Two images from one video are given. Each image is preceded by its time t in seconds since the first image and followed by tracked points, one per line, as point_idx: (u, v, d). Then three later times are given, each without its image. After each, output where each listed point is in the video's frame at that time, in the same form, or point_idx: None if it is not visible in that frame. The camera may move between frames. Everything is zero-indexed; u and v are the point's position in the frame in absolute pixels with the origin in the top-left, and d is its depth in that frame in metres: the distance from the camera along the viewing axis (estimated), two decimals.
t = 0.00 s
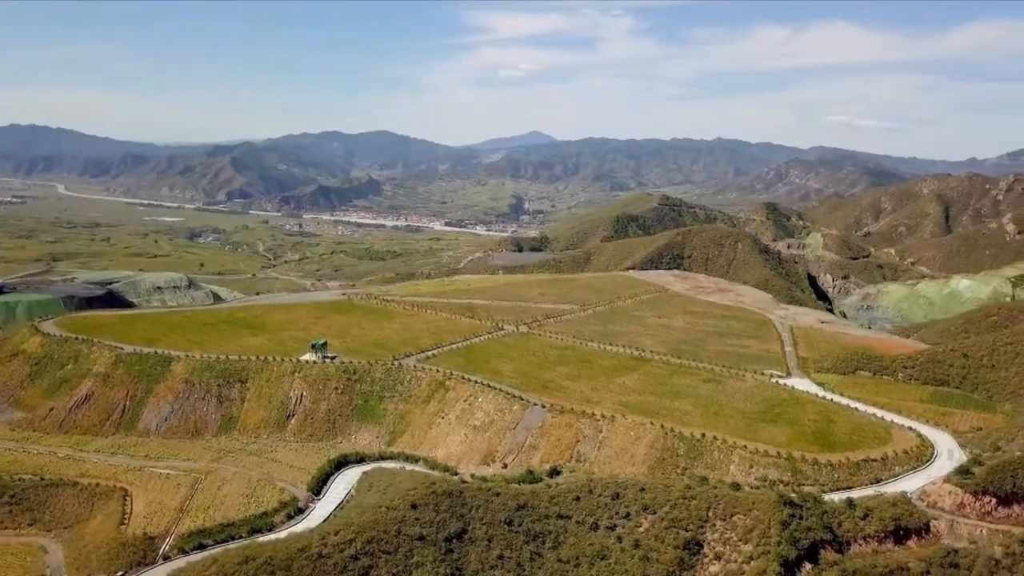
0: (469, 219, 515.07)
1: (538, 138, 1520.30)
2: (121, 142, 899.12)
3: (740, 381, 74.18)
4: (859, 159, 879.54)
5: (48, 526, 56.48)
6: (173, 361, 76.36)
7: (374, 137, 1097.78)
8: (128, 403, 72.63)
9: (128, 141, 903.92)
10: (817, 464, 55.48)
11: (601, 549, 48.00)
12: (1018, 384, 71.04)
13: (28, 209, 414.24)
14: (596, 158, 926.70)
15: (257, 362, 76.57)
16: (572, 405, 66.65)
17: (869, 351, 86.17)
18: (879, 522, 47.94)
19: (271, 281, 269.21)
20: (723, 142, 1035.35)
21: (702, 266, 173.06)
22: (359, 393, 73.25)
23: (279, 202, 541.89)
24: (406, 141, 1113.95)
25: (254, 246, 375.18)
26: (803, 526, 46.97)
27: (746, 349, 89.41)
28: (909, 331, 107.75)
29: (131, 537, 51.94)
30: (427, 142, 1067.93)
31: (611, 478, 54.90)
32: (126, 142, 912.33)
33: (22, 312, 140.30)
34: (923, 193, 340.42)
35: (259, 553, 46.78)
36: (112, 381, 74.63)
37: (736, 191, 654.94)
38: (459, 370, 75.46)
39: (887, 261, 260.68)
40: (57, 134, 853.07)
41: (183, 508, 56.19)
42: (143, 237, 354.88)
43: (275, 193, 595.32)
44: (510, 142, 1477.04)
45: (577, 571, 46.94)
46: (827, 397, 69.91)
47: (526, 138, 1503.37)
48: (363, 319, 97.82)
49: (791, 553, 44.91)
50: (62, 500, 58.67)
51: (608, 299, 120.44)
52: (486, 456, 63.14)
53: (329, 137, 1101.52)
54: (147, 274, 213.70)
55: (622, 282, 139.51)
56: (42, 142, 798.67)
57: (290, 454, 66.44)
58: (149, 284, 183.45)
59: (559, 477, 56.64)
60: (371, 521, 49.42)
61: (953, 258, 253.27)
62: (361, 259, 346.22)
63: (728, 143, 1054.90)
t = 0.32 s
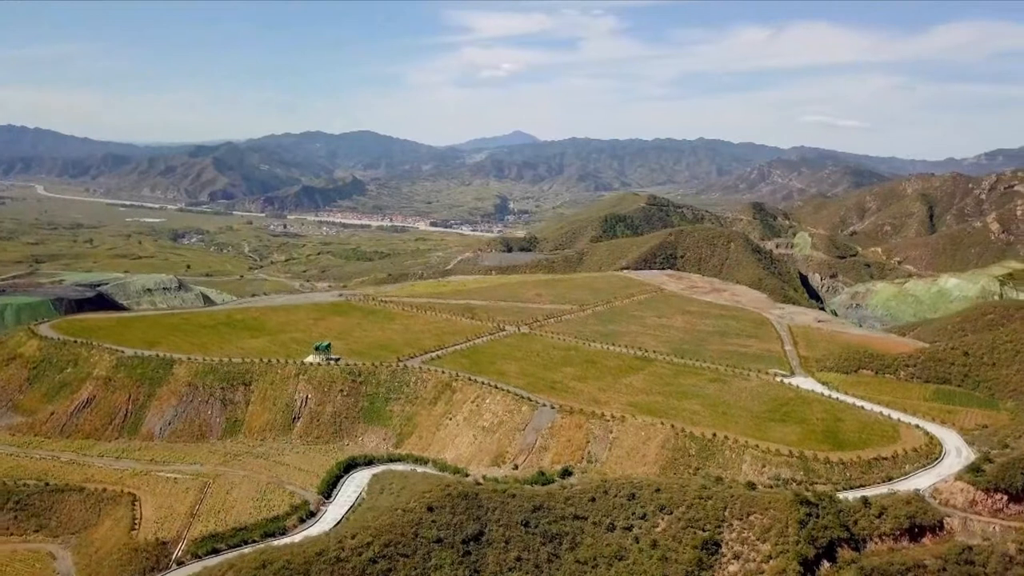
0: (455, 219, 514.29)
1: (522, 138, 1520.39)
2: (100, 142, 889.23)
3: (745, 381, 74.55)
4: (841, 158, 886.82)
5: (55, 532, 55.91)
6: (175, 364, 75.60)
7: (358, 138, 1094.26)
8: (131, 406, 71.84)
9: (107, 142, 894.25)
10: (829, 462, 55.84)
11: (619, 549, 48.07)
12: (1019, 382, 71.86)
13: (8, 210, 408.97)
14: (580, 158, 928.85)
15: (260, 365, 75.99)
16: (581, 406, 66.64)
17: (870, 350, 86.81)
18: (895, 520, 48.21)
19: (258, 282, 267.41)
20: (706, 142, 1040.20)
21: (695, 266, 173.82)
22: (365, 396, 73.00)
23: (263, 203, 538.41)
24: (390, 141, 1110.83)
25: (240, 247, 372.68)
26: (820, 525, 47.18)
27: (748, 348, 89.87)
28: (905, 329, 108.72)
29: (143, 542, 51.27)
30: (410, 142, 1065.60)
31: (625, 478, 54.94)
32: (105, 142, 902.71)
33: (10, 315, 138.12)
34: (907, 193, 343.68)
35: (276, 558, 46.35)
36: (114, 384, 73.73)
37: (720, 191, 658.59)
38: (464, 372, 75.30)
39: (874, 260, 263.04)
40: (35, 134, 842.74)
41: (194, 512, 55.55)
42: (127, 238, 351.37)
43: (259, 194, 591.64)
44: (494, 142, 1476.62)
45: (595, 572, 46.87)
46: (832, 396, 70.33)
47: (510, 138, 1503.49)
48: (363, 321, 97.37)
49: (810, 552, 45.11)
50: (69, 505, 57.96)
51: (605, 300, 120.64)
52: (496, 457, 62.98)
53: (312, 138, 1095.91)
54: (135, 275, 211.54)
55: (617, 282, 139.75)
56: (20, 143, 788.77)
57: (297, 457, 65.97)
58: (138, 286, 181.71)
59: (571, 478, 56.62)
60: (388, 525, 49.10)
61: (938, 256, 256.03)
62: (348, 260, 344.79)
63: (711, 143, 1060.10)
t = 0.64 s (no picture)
0: (447, 219, 513.58)
1: (512, 138, 1519.81)
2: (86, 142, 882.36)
3: (752, 380, 74.76)
4: (828, 158, 890.52)
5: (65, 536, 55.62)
6: (179, 366, 75.08)
7: (347, 138, 1092.31)
8: (136, 409, 71.33)
9: (93, 143, 887.65)
10: (841, 462, 56.01)
11: (635, 550, 48.04)
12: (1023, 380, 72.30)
13: None
14: (570, 158, 929.72)
15: (266, 366, 75.64)
16: (590, 406, 66.62)
17: (873, 349, 87.17)
18: (909, 519, 48.41)
19: (251, 282, 266.17)
20: (695, 142, 1042.43)
21: (692, 265, 174.21)
22: (372, 397, 72.83)
23: (253, 203, 535.76)
24: (379, 141, 1108.43)
25: (230, 247, 370.83)
26: (836, 524, 47.29)
27: (751, 347, 90.13)
28: (905, 328, 109.23)
29: (155, 546, 50.80)
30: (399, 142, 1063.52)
31: (638, 479, 54.96)
32: (92, 142, 896.02)
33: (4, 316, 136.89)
34: (898, 192, 345.37)
35: (292, 561, 46.09)
36: (118, 387, 73.15)
37: (709, 191, 660.39)
38: (471, 372, 75.22)
39: (866, 259, 264.32)
40: (20, 134, 835.88)
41: (205, 516, 55.18)
42: (116, 239, 348.84)
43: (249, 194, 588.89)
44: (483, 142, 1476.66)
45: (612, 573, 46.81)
46: (839, 395, 70.60)
47: (499, 138, 1502.35)
48: (366, 321, 97.02)
49: (827, 551, 45.24)
50: (76, 508, 57.58)
51: (606, 300, 120.64)
52: (506, 458, 62.81)
53: (301, 138, 1091.65)
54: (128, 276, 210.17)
55: (616, 283, 139.77)
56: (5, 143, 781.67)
57: (306, 459, 65.74)
58: (132, 287, 180.51)
59: (583, 478, 56.63)
60: (403, 527, 48.92)
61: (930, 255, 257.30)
62: (340, 260, 343.69)
63: (700, 143, 1062.81)
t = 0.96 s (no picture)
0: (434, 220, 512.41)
1: (497, 138, 1518.80)
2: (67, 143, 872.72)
3: (758, 380, 75.04)
4: (812, 159, 896.45)
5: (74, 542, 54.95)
6: (183, 369, 74.35)
7: (332, 138, 1087.90)
8: (141, 412, 70.59)
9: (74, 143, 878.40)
10: (854, 462, 56.28)
11: (653, 551, 48.06)
12: None
13: None
14: (556, 159, 930.44)
15: (271, 368, 75.13)
16: (599, 407, 66.66)
17: (875, 349, 87.67)
18: (924, 518, 48.62)
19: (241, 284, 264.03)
20: (679, 142, 1045.92)
21: (686, 265, 174.75)
22: (379, 400, 72.47)
23: (238, 203, 531.71)
24: (364, 141, 1104.56)
25: (217, 248, 368.17)
26: (853, 523, 47.46)
27: (754, 347, 90.47)
28: (902, 328, 109.95)
29: (169, 551, 50.27)
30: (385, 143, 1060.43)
31: (653, 480, 54.97)
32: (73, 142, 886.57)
33: None
34: (884, 192, 347.83)
35: (312, 565, 45.76)
36: (121, 390, 72.36)
37: (695, 191, 662.74)
38: (478, 374, 75.07)
39: (855, 259, 266.12)
40: None
41: (218, 520, 54.64)
42: (101, 240, 345.18)
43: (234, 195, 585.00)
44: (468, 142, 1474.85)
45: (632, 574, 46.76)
46: (846, 395, 70.88)
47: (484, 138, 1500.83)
48: (367, 323, 96.48)
49: (846, 550, 45.35)
50: (84, 513, 56.83)
51: (604, 300, 120.67)
52: (517, 460, 62.70)
53: (285, 138, 1085.19)
54: (116, 277, 208.06)
55: (613, 283, 139.81)
56: None
57: (315, 462, 65.28)
58: (123, 288, 178.63)
59: (597, 480, 56.60)
60: (422, 530, 48.66)
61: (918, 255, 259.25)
62: (329, 261, 342.06)
63: (685, 143, 1067.31)
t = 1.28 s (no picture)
0: (422, 220, 511.39)
1: (483, 138, 1518.95)
2: (48, 142, 863.48)
3: (763, 380, 75.33)
4: (797, 159, 901.71)
5: (82, 547, 54.34)
6: (186, 371, 73.78)
7: (317, 138, 1084.08)
8: (144, 415, 69.90)
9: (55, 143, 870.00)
10: (864, 460, 56.51)
11: (669, 551, 48.06)
12: None
13: None
14: (542, 159, 931.15)
15: (275, 369, 74.74)
16: (608, 407, 66.74)
17: (876, 348, 88.19)
18: (938, 516, 48.84)
19: (231, 285, 262.35)
20: (665, 142, 1049.39)
21: (680, 265, 175.33)
22: (384, 401, 72.19)
23: (224, 203, 528.02)
24: (349, 140, 1101.01)
25: (204, 249, 365.55)
26: (868, 522, 47.59)
27: (755, 347, 90.83)
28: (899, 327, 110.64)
29: (182, 555, 49.83)
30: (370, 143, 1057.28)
31: (665, 481, 55.01)
32: (54, 141, 877.28)
33: None
34: (871, 192, 350.11)
35: (328, 567, 45.46)
36: (124, 393, 71.65)
37: (681, 190, 665.06)
38: (484, 374, 74.95)
39: (844, 258, 267.85)
40: None
41: (228, 523, 54.17)
42: (86, 240, 341.94)
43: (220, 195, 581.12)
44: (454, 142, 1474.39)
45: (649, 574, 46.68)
46: (851, 393, 71.31)
47: (471, 137, 1499.13)
48: (369, 324, 96.08)
49: (862, 549, 45.41)
50: (92, 518, 56.21)
51: (603, 300, 120.83)
52: (527, 460, 62.60)
53: (269, 138, 1078.95)
54: (106, 279, 206.24)
55: (609, 283, 139.93)
56: None
57: (322, 463, 64.89)
58: (115, 290, 177.08)
59: (608, 480, 56.63)
60: (438, 532, 48.46)
61: (907, 254, 261.01)
62: (318, 262, 340.50)
63: (670, 143, 1070.95)
